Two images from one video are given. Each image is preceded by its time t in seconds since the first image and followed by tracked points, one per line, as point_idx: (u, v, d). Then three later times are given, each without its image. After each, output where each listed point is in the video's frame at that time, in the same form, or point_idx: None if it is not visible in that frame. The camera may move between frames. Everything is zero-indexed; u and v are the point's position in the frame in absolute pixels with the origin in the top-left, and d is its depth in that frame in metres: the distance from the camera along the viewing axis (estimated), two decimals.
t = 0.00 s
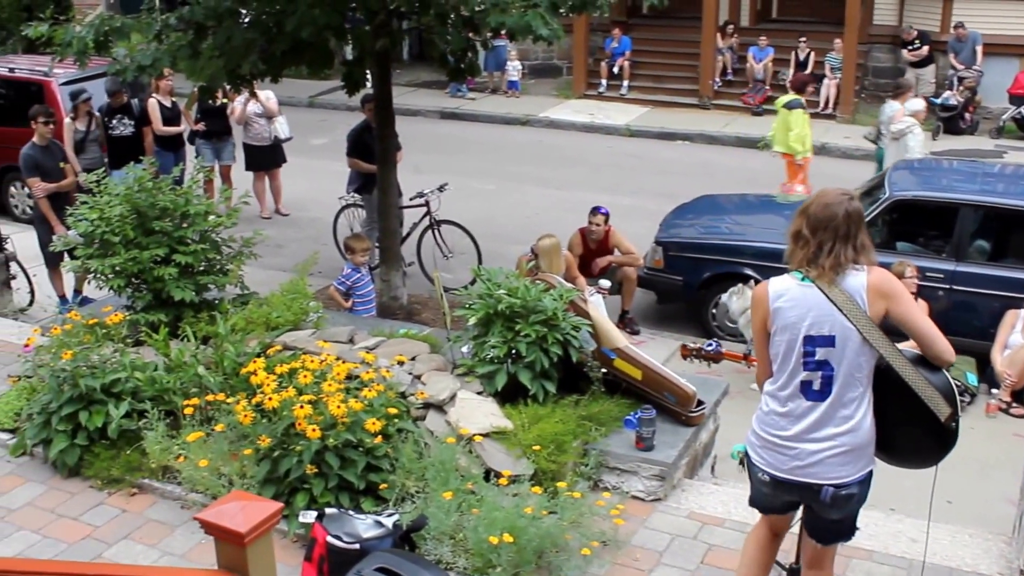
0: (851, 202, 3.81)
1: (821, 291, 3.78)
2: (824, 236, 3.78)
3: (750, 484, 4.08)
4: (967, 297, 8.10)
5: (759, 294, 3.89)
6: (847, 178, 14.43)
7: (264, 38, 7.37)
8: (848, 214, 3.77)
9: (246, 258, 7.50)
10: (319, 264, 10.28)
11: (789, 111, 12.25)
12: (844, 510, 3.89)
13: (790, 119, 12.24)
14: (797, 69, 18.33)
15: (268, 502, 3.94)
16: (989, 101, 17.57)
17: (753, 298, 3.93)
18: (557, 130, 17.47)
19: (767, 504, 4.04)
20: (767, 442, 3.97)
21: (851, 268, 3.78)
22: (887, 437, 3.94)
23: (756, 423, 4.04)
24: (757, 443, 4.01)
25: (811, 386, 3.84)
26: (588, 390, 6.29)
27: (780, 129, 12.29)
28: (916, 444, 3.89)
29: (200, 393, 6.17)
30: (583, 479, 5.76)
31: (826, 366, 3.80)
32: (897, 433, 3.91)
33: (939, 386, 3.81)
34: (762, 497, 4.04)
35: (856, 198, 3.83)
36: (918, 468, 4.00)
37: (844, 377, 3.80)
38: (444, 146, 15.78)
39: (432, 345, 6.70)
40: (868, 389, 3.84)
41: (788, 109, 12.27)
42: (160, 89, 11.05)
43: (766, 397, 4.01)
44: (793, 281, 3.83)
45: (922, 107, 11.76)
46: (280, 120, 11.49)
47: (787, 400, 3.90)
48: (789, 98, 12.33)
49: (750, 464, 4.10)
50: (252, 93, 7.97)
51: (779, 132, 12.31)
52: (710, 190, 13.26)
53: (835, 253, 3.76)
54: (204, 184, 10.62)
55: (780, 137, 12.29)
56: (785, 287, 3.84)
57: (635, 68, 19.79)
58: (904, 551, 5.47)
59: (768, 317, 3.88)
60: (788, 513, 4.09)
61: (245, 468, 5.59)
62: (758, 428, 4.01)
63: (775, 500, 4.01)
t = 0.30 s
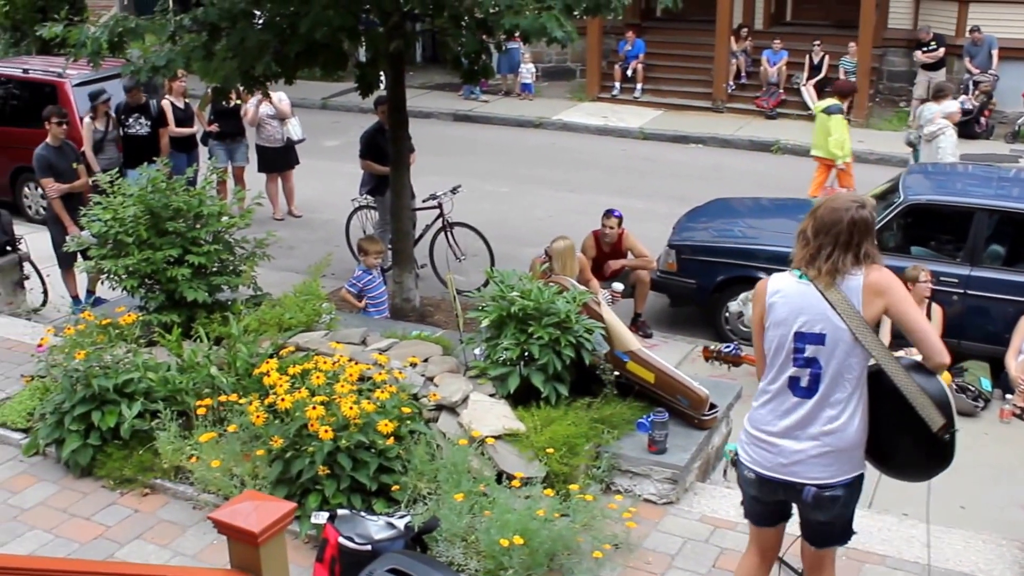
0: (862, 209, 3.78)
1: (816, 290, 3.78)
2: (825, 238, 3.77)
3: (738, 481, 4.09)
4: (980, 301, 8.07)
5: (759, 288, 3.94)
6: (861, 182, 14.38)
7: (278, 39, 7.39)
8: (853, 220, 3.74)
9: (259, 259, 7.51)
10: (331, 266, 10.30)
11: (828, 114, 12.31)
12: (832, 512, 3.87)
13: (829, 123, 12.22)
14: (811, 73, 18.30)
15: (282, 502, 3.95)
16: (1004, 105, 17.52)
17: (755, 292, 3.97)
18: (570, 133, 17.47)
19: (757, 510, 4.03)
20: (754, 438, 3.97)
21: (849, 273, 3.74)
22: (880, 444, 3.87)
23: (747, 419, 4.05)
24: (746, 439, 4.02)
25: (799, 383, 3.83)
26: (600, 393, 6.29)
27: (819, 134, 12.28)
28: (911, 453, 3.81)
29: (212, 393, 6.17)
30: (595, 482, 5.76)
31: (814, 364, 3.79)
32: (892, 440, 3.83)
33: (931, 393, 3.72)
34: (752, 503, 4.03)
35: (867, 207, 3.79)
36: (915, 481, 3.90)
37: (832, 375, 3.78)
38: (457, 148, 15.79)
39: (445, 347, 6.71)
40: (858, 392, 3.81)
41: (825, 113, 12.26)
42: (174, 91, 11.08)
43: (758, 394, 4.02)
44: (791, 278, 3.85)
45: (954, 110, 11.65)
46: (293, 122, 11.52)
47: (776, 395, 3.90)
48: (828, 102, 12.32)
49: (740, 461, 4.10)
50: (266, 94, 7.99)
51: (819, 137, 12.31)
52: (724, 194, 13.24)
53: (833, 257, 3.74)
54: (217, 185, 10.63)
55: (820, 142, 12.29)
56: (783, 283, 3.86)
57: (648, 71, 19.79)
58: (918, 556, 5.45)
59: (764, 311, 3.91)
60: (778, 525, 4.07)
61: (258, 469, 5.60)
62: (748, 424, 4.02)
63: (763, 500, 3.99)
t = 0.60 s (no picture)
0: (857, 217, 3.73)
1: (805, 294, 3.78)
2: (816, 245, 3.76)
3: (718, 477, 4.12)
4: (989, 304, 8.04)
5: (757, 287, 3.96)
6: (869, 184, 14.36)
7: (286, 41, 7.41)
8: (843, 227, 3.72)
9: (267, 260, 7.52)
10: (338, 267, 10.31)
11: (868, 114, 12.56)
12: (802, 518, 3.85)
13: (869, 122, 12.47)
14: (820, 75, 18.29)
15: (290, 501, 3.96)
16: (1014, 108, 17.50)
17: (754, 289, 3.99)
18: (577, 134, 17.47)
19: (740, 511, 4.04)
20: (732, 433, 4.00)
21: (838, 281, 3.72)
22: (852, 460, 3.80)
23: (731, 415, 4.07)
24: (725, 435, 4.05)
25: (775, 382, 3.84)
26: (607, 395, 6.27)
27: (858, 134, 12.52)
28: (879, 473, 3.73)
29: (220, 394, 6.18)
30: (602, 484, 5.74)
31: (790, 364, 3.79)
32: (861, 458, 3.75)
33: (901, 414, 3.63)
34: (733, 504, 4.05)
35: (864, 214, 3.74)
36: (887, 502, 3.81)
37: (806, 378, 3.76)
38: (463, 150, 15.79)
39: (452, 348, 6.71)
40: (832, 400, 3.77)
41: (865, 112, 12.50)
42: (181, 92, 11.11)
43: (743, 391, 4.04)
44: (786, 279, 3.86)
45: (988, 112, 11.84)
46: (299, 123, 11.55)
47: (754, 393, 3.92)
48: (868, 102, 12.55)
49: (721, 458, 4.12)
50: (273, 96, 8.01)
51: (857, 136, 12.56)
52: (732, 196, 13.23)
53: (823, 264, 3.73)
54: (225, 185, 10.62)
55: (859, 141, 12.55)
56: (778, 284, 3.87)
57: (656, 73, 19.79)
58: (926, 559, 5.45)
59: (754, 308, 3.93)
60: (765, 530, 4.08)
61: (264, 469, 5.60)
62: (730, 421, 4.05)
63: (739, 500, 4.01)
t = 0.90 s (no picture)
0: (864, 219, 3.74)
1: (804, 295, 3.78)
2: (823, 247, 3.76)
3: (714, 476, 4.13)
4: (992, 306, 8.04)
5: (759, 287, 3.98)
6: (871, 185, 14.35)
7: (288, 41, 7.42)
8: (851, 229, 3.72)
9: (269, 260, 7.53)
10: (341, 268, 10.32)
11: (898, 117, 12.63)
12: (793, 519, 3.86)
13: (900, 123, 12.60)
14: (822, 75, 18.30)
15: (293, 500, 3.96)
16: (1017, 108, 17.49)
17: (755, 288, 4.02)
18: (580, 135, 17.48)
19: (733, 511, 4.05)
20: (727, 431, 4.02)
21: (840, 283, 3.71)
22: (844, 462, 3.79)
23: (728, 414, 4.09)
24: (721, 433, 4.07)
25: (768, 380, 3.85)
26: (609, 395, 6.28)
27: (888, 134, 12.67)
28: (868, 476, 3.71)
29: (222, 394, 6.18)
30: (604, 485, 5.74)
31: (784, 362, 3.80)
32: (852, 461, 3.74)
33: (890, 417, 3.61)
34: (727, 503, 4.06)
35: (871, 217, 3.74)
36: (879, 506, 3.79)
37: (798, 376, 3.77)
38: (465, 150, 15.79)
39: (453, 348, 6.72)
40: (825, 399, 3.77)
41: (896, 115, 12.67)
42: (184, 92, 11.13)
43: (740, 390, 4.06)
44: (788, 280, 3.88)
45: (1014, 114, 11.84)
46: (301, 124, 11.56)
47: (749, 392, 3.94)
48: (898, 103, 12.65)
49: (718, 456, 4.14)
50: (276, 96, 8.02)
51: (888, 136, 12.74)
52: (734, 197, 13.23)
53: (828, 266, 3.74)
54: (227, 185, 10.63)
55: (889, 142, 12.58)
56: (778, 284, 3.89)
57: (658, 73, 19.79)
58: (928, 561, 5.45)
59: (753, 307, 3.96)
60: (759, 532, 4.08)
61: (266, 469, 5.60)
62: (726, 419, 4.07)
63: (733, 499, 4.02)
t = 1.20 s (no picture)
0: (864, 216, 3.76)
1: (812, 297, 3.77)
2: (828, 246, 3.75)
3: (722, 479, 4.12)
4: (989, 305, 8.04)
5: (759, 290, 3.96)
6: (868, 185, 14.35)
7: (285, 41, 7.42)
8: (854, 227, 3.73)
9: (265, 260, 7.53)
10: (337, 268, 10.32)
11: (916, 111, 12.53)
12: (807, 518, 3.86)
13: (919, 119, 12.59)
14: (819, 75, 18.31)
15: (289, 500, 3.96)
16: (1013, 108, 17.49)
17: (755, 291, 4.00)
18: (576, 135, 17.48)
19: (741, 511, 4.05)
20: (736, 436, 4.00)
21: (848, 283, 3.71)
22: (859, 460, 3.82)
23: (734, 418, 4.07)
24: (729, 437, 4.05)
25: (780, 385, 3.84)
26: (605, 395, 6.28)
27: (907, 130, 12.70)
28: (886, 473, 3.74)
29: (218, 394, 6.18)
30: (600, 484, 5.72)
31: (796, 367, 3.80)
32: (869, 459, 3.77)
33: (905, 415, 3.66)
34: (737, 504, 4.05)
35: (870, 213, 3.76)
36: (894, 500, 3.83)
37: (812, 380, 3.77)
38: (462, 151, 15.78)
39: (450, 348, 6.72)
40: (839, 400, 3.79)
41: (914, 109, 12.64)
42: (179, 92, 11.11)
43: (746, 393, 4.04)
44: (789, 281, 3.87)
45: None
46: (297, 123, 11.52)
47: (759, 396, 3.92)
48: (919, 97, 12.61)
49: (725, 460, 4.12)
50: (272, 96, 8.02)
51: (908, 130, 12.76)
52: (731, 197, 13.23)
53: (834, 266, 3.73)
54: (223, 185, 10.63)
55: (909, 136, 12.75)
56: (780, 285, 3.88)
57: (654, 73, 19.80)
58: (924, 560, 5.45)
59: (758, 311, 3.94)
60: (767, 531, 4.09)
61: (263, 469, 5.60)
62: (734, 423, 4.05)
63: (744, 501, 4.01)
